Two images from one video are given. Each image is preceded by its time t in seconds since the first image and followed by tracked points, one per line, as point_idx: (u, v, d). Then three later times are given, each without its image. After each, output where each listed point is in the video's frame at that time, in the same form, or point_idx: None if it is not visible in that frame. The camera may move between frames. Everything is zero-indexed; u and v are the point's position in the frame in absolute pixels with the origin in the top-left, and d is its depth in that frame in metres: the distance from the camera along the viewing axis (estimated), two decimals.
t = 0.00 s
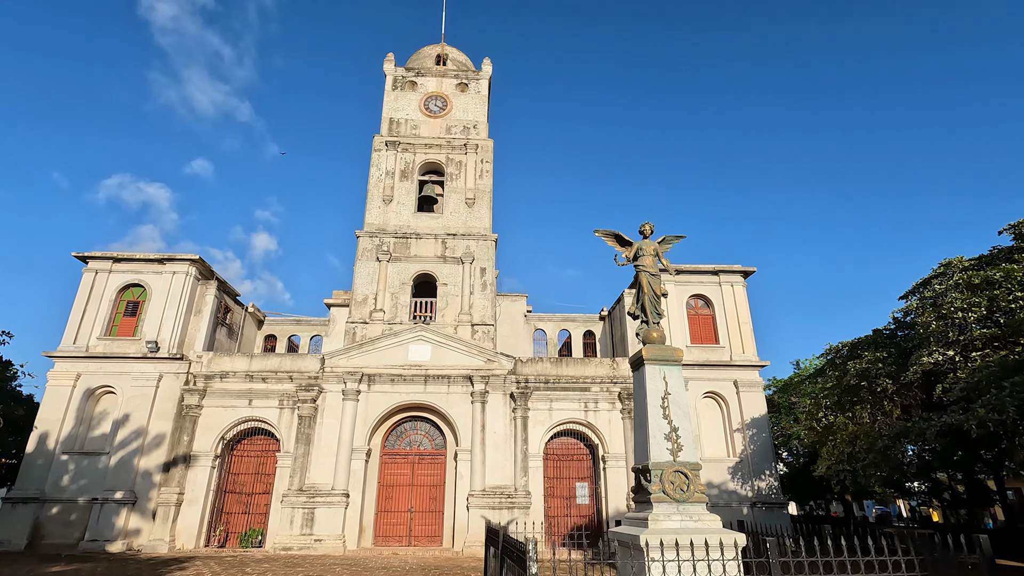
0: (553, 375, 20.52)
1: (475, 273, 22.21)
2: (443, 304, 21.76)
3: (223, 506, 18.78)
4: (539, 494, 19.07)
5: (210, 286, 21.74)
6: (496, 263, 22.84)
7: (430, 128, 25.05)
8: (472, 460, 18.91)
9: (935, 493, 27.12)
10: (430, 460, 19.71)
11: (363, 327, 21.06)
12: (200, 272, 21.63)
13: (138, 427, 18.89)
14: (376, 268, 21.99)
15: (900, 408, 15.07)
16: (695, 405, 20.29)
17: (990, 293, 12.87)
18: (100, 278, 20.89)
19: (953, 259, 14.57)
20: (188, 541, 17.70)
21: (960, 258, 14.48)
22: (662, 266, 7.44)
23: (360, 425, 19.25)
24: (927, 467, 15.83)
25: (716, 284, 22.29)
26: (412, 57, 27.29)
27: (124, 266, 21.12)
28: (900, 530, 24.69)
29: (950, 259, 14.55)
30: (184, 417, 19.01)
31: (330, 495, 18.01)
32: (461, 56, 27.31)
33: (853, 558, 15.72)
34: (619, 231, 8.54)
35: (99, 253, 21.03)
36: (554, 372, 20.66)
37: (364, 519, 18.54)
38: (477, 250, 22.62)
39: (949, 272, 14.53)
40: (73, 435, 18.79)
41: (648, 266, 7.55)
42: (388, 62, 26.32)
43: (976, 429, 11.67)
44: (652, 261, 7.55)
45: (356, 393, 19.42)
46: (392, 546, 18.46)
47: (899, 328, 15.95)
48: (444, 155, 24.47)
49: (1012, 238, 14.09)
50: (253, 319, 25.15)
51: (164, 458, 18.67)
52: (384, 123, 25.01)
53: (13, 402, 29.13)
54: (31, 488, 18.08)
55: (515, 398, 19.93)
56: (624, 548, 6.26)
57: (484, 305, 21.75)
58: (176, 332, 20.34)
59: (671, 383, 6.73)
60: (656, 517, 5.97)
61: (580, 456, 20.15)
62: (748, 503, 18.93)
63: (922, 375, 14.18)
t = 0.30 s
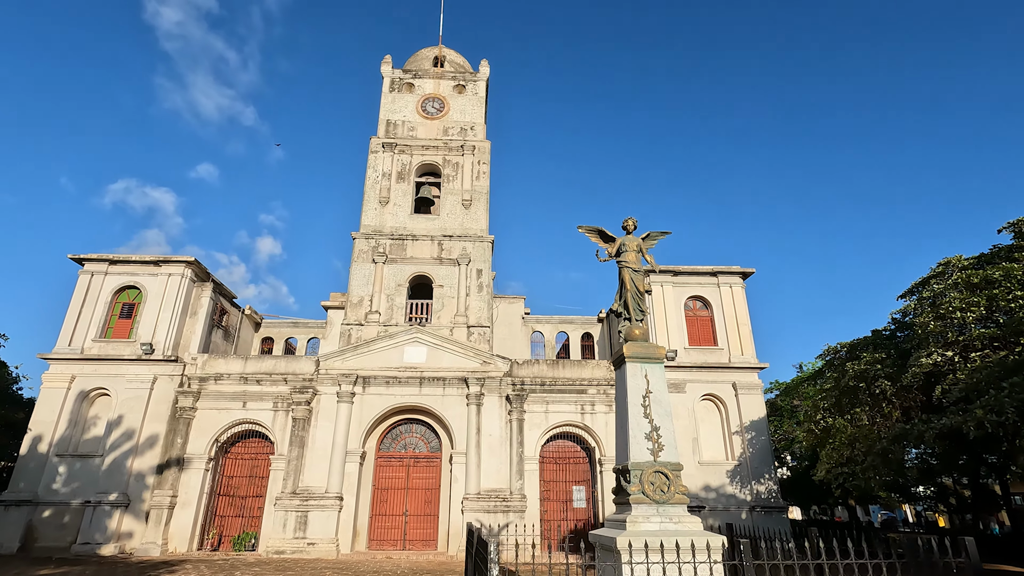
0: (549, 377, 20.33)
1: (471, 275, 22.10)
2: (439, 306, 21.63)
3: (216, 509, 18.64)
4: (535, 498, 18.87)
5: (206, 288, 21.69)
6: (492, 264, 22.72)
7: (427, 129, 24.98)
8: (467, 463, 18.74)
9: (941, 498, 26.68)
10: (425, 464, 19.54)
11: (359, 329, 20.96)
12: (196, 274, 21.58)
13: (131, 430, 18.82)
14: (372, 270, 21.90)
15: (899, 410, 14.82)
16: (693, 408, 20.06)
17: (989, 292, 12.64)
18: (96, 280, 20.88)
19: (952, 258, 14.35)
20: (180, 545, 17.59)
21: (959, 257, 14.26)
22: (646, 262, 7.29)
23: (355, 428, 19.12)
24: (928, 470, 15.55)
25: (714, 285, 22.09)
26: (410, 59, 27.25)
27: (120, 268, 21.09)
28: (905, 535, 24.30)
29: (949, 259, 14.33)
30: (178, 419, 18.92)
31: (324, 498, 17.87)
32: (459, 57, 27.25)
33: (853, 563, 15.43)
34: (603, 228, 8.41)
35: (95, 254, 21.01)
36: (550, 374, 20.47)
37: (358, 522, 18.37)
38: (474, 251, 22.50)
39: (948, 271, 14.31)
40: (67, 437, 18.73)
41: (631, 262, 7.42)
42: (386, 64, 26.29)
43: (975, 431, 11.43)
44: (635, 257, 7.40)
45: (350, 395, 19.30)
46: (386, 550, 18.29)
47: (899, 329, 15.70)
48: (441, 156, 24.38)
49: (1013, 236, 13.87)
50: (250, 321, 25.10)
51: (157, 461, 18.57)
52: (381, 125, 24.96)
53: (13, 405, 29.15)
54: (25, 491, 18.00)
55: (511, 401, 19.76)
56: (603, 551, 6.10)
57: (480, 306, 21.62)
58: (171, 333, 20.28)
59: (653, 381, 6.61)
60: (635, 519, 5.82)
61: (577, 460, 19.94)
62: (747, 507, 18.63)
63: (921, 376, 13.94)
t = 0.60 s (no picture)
0: (546, 380, 20.13)
1: (468, 277, 21.96)
2: (435, 308, 21.50)
3: (210, 513, 18.56)
4: (530, 502, 18.66)
5: (202, 291, 21.63)
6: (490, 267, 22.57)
7: (425, 132, 24.90)
8: (462, 467, 18.55)
9: (949, 503, 26.24)
10: (420, 468, 19.37)
11: (354, 332, 20.85)
12: (192, 277, 21.53)
13: (126, 433, 18.74)
14: (368, 273, 21.80)
15: (900, 413, 14.55)
16: (691, 411, 19.81)
17: (991, 293, 12.38)
18: (93, 283, 20.86)
19: (952, 258, 14.11)
20: (174, 549, 17.46)
21: (959, 257, 14.02)
22: (630, 261, 7.18)
23: (350, 432, 18.98)
24: (932, 475, 15.23)
25: (713, 287, 21.85)
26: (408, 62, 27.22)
27: (117, 271, 21.06)
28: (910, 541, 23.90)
29: (949, 259, 14.09)
30: (173, 423, 18.84)
31: (318, 502, 17.70)
32: (457, 60, 27.20)
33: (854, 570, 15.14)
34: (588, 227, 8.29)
35: (91, 258, 20.99)
36: (547, 377, 20.26)
37: (354, 527, 18.20)
38: (471, 254, 22.37)
39: (948, 271, 14.07)
40: (62, 440, 18.67)
41: (614, 261, 7.30)
42: (384, 67, 26.27)
43: (975, 434, 11.18)
44: (619, 256, 7.29)
45: (346, 398, 19.17)
46: (381, 554, 18.11)
47: (899, 331, 15.46)
48: (439, 159, 24.30)
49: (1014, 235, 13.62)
50: (247, 324, 25.07)
51: (152, 464, 18.48)
52: (378, 127, 24.91)
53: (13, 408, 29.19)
54: (19, 494, 17.95)
55: (507, 404, 19.58)
56: (582, 558, 5.97)
57: (476, 309, 21.48)
58: (166, 337, 20.22)
59: (635, 382, 6.50)
60: (614, 524, 5.69)
61: (574, 464, 19.76)
62: (747, 512, 18.35)
63: (921, 379, 13.71)
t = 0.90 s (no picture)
0: (544, 381, 19.93)
1: (465, 277, 21.82)
2: (432, 308, 21.37)
3: (206, 514, 18.53)
4: (527, 503, 18.47)
5: (199, 290, 21.56)
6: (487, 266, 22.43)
7: (423, 131, 24.80)
8: (458, 468, 18.35)
9: (955, 506, 25.85)
10: (417, 468, 19.22)
11: (351, 331, 20.73)
12: (189, 276, 21.46)
13: (121, 433, 18.68)
14: (365, 272, 21.69)
15: (901, 414, 14.28)
16: (690, 412, 19.58)
17: (993, 290, 12.13)
18: (90, 283, 20.84)
19: (953, 255, 13.87)
20: (168, 550, 17.36)
21: (960, 254, 13.77)
22: (614, 256, 7.41)
23: (346, 432, 18.84)
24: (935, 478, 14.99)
25: (713, 287, 21.64)
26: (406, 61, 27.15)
27: (113, 271, 21.03)
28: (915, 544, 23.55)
29: (950, 256, 13.85)
30: (168, 423, 18.77)
31: (313, 503, 17.57)
32: (456, 59, 27.10)
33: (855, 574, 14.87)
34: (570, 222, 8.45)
35: (88, 257, 20.96)
36: (545, 378, 20.07)
37: (349, 528, 18.07)
38: (468, 253, 22.24)
39: (950, 268, 13.83)
40: (57, 441, 18.63)
41: (599, 255, 7.50)
42: (382, 66, 26.20)
43: (976, 434, 10.95)
44: (603, 251, 7.51)
45: (341, 398, 19.04)
46: (376, 556, 17.94)
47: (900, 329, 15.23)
48: (436, 158, 24.18)
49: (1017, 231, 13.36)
50: (245, 324, 25.02)
51: (146, 463, 18.40)
52: (376, 127, 24.82)
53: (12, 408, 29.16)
54: (14, 494, 17.91)
55: (504, 404, 19.38)
56: (563, 558, 6.00)
57: (474, 309, 21.34)
58: (163, 337, 20.16)
59: (618, 379, 6.73)
60: (594, 524, 5.81)
61: (572, 465, 19.57)
62: (747, 514, 18.13)
63: (922, 378, 13.47)
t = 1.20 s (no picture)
0: (538, 384, 19.73)
1: (460, 279, 21.66)
2: (426, 311, 21.23)
3: (196, 519, 18.35)
4: (521, 508, 18.27)
5: (192, 293, 21.43)
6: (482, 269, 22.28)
7: (418, 133, 24.69)
8: (451, 472, 18.15)
9: (957, 512, 25.55)
10: (410, 472, 19.04)
11: (344, 334, 20.59)
12: (182, 279, 21.35)
13: (111, 436, 18.54)
14: (359, 274, 21.56)
15: (899, 418, 14.04)
16: (687, 416, 19.36)
17: (990, 291, 11.93)
18: (82, 286, 20.73)
19: (950, 257, 13.69)
20: (157, 555, 17.17)
21: (957, 256, 13.60)
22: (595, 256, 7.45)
23: (338, 436, 18.66)
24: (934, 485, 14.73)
25: (710, 290, 21.46)
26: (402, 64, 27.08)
27: (106, 273, 20.92)
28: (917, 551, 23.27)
29: (947, 258, 13.67)
30: (159, 426, 18.62)
31: (304, 508, 17.37)
32: (452, 61, 27.02)
33: None
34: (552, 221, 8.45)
35: (81, 260, 20.85)
36: (539, 381, 19.88)
37: (341, 533, 17.84)
38: (463, 256, 22.10)
39: (947, 270, 13.65)
40: (47, 444, 18.49)
41: (581, 256, 7.53)
42: (378, 68, 26.14)
43: (972, 440, 10.74)
44: (585, 251, 7.54)
45: (334, 402, 18.86)
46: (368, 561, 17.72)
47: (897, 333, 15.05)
48: (432, 160, 24.06)
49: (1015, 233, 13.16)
50: (240, 327, 24.92)
51: (137, 467, 18.27)
52: (372, 129, 24.73)
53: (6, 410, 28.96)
54: (3, 499, 17.76)
55: (498, 408, 19.21)
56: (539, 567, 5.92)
57: (468, 311, 21.18)
58: (155, 339, 20.03)
59: (597, 382, 6.70)
60: (568, 533, 5.78)
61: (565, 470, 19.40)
62: (743, 520, 17.90)
63: (919, 383, 13.26)
